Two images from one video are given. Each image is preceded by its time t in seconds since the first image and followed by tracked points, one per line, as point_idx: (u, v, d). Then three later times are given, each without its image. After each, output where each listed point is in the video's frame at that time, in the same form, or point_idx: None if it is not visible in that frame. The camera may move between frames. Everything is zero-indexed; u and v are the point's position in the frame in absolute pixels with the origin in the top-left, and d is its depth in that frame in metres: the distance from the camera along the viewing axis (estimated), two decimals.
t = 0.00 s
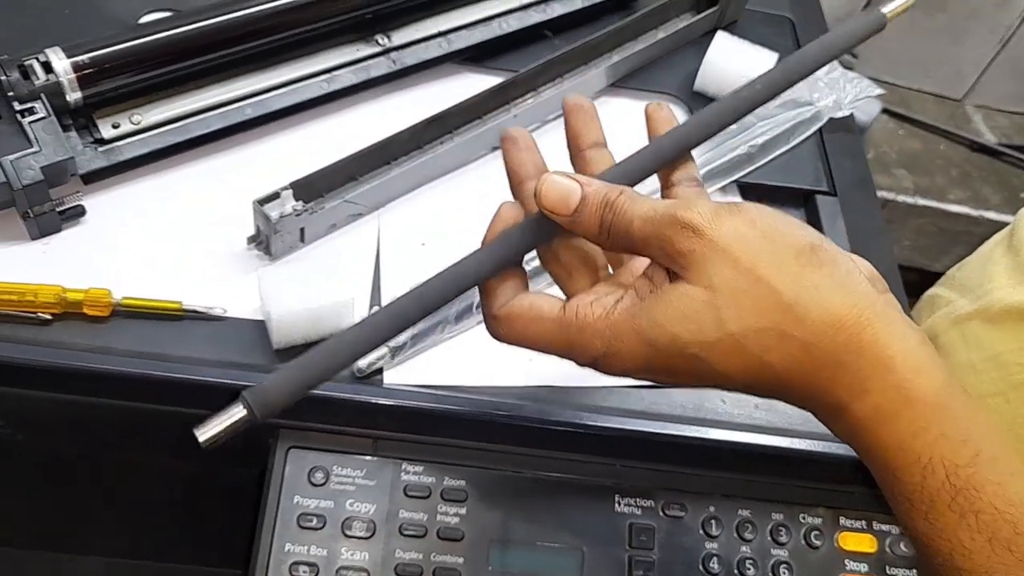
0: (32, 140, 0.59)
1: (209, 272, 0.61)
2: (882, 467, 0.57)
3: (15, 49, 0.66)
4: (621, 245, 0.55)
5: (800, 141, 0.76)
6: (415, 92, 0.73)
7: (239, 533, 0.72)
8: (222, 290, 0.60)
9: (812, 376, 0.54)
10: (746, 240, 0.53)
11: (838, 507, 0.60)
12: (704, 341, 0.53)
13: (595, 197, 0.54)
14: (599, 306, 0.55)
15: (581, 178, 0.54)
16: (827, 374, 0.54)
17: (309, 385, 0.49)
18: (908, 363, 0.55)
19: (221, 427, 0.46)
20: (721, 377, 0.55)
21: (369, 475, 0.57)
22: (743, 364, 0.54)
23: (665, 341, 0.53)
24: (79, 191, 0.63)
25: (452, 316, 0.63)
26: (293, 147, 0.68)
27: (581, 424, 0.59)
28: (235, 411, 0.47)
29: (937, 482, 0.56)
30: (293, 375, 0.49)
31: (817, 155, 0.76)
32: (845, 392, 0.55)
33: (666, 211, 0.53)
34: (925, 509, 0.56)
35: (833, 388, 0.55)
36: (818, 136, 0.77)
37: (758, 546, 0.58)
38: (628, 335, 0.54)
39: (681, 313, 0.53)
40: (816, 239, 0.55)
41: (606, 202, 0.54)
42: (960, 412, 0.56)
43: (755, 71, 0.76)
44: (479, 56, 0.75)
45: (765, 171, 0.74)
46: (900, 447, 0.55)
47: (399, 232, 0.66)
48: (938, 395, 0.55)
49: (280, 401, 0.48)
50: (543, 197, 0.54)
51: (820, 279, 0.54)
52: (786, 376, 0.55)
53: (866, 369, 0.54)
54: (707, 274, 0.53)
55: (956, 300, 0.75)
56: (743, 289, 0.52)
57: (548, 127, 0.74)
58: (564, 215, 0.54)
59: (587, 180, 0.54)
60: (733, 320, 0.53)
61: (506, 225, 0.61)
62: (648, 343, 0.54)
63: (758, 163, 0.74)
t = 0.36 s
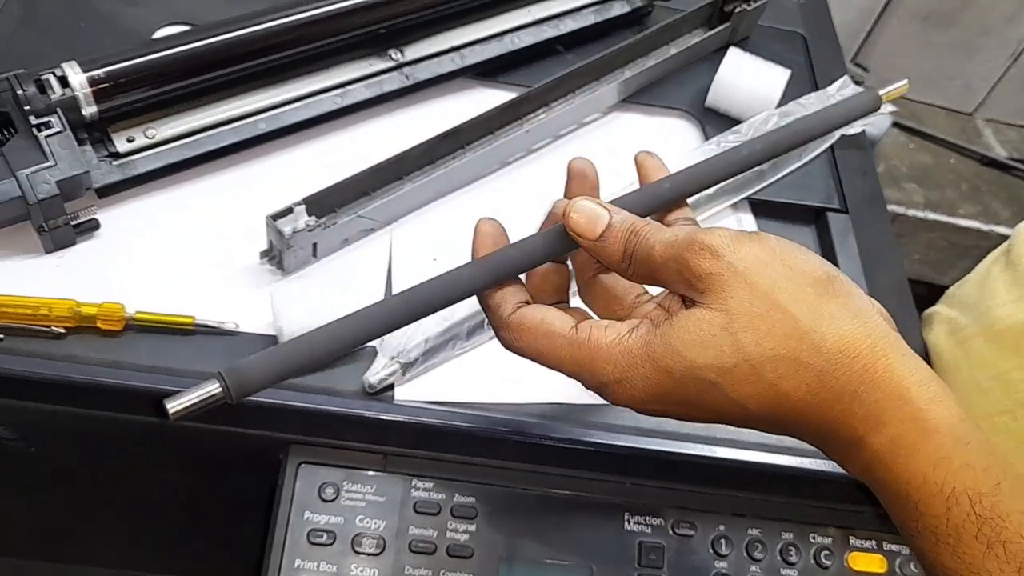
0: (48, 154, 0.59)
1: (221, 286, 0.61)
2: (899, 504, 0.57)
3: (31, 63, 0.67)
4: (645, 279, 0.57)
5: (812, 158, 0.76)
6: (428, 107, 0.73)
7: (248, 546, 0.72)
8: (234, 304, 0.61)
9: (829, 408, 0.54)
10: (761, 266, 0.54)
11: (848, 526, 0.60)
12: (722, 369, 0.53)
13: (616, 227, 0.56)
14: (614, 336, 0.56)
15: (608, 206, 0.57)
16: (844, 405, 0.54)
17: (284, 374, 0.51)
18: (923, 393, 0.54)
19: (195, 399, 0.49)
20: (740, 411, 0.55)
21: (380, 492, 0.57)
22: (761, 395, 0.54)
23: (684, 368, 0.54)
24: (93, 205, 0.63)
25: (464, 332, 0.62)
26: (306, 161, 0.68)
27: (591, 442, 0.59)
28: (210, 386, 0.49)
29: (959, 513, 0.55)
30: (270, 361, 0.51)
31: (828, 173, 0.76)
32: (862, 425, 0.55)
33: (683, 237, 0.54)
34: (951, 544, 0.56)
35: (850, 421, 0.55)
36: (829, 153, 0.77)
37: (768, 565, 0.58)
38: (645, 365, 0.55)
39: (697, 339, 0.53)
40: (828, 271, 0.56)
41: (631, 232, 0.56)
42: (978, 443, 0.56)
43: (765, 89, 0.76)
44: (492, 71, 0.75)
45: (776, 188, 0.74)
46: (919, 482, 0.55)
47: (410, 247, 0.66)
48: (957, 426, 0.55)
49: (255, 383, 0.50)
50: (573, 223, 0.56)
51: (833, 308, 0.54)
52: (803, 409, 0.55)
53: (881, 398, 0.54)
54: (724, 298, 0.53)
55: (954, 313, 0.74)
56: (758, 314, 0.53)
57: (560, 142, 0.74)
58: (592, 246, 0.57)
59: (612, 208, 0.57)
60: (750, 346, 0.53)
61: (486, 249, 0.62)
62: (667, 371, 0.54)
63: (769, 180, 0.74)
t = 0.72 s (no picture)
0: (65, 164, 0.60)
1: (235, 296, 0.61)
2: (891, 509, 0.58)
3: (49, 73, 0.67)
4: (647, 274, 0.57)
5: (823, 174, 0.76)
6: (441, 119, 0.74)
7: (257, 556, 0.72)
8: (249, 314, 0.61)
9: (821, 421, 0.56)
10: (755, 278, 0.55)
11: (858, 544, 0.60)
12: (719, 382, 0.54)
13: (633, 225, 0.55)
14: (616, 355, 0.57)
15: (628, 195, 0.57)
16: (835, 416, 0.56)
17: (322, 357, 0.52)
18: (910, 400, 0.56)
19: (234, 382, 0.49)
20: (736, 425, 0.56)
21: (391, 504, 0.57)
22: (757, 408, 0.55)
23: (681, 382, 0.54)
24: (109, 215, 0.63)
25: (477, 345, 0.63)
26: (320, 172, 0.69)
27: (601, 457, 0.59)
28: (247, 368, 0.49)
29: (951, 511, 0.57)
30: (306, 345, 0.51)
31: (840, 189, 0.76)
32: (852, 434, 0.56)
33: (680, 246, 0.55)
34: (944, 539, 0.56)
35: (840, 431, 0.56)
36: (840, 169, 0.77)
37: None
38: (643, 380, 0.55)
39: (692, 352, 0.54)
40: (817, 285, 0.57)
41: (643, 227, 0.55)
42: (965, 444, 0.57)
43: (778, 104, 0.77)
44: (505, 83, 0.76)
45: (787, 203, 0.74)
46: (908, 489, 0.56)
47: (423, 260, 0.66)
48: (943, 428, 0.56)
49: (289, 366, 0.51)
50: (593, 208, 0.55)
51: (822, 320, 0.56)
52: (797, 420, 0.56)
53: (871, 407, 0.56)
54: (718, 310, 0.55)
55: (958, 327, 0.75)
56: (753, 327, 0.54)
57: (571, 155, 0.75)
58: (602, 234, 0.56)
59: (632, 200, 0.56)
60: (744, 358, 0.54)
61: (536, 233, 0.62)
62: (664, 386, 0.55)
63: (781, 196, 0.74)
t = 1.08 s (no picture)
0: (75, 172, 0.60)
1: (244, 305, 0.61)
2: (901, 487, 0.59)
3: (60, 80, 0.67)
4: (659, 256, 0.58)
5: (833, 184, 0.76)
6: (450, 128, 0.74)
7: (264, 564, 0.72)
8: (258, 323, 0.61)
9: (837, 402, 0.56)
10: (775, 259, 0.56)
11: (868, 556, 0.60)
12: (741, 363, 0.55)
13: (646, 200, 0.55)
14: (630, 341, 0.57)
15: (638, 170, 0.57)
16: (852, 396, 0.56)
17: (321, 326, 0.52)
18: (921, 377, 0.57)
19: (230, 348, 0.49)
20: (755, 409, 0.56)
21: (399, 514, 0.57)
22: (778, 390, 0.55)
23: (703, 364, 0.55)
24: (118, 223, 0.63)
25: (485, 355, 0.62)
26: (329, 180, 0.69)
27: (609, 468, 0.59)
28: (244, 337, 0.50)
29: (958, 480, 0.57)
30: (305, 311, 0.51)
31: (850, 199, 0.76)
32: (869, 414, 0.57)
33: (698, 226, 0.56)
34: (952, 506, 0.57)
35: (858, 412, 0.57)
36: (850, 179, 0.77)
37: None
38: (663, 363, 0.56)
39: (710, 334, 0.55)
40: (827, 265, 0.58)
41: (654, 202, 0.55)
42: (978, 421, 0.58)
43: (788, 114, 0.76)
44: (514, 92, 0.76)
45: (796, 213, 0.74)
46: (928, 467, 0.57)
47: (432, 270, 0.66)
48: (950, 401, 0.58)
49: (289, 332, 0.51)
50: (604, 179, 0.56)
51: (839, 302, 0.57)
52: (814, 402, 0.56)
53: (888, 385, 0.57)
54: (735, 292, 0.55)
55: (965, 328, 0.87)
56: (771, 307, 0.55)
57: (580, 165, 0.75)
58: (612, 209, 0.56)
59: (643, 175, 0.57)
60: (762, 339, 0.55)
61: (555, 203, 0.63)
62: (685, 368, 0.55)
63: (790, 206, 0.74)
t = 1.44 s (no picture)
0: (80, 180, 0.60)
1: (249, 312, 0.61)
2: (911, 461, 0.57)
3: (64, 87, 0.67)
4: (667, 217, 0.54)
5: (838, 190, 0.76)
6: (455, 134, 0.73)
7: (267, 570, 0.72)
8: (263, 331, 0.61)
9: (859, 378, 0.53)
10: (793, 226, 0.53)
11: (874, 564, 0.60)
12: (755, 337, 0.51)
13: (649, 163, 0.53)
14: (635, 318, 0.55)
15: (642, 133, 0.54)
16: (873, 370, 0.53)
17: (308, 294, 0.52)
18: (943, 350, 0.54)
19: (213, 307, 0.50)
20: (769, 385, 0.53)
21: (403, 522, 0.57)
22: (795, 365, 0.52)
23: (715, 336, 0.52)
24: (123, 231, 0.64)
25: (490, 363, 0.62)
26: (333, 186, 0.69)
27: (614, 476, 0.59)
28: (231, 297, 0.51)
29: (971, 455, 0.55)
30: (293, 278, 0.51)
31: (854, 206, 0.76)
32: (891, 390, 0.53)
33: (710, 188, 0.52)
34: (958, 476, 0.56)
35: (878, 388, 0.53)
36: (855, 185, 0.77)
37: None
38: (672, 337, 0.53)
39: (721, 305, 0.52)
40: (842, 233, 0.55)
41: (660, 161, 0.53)
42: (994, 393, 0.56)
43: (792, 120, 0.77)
44: (519, 98, 0.76)
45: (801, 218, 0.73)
46: (943, 443, 0.55)
47: (436, 277, 0.66)
48: (971, 377, 0.55)
49: (275, 298, 0.51)
50: (603, 141, 0.53)
51: (860, 272, 0.53)
52: (832, 379, 0.53)
53: (911, 360, 0.53)
54: (752, 260, 0.52)
55: (971, 312, 0.92)
56: (790, 276, 0.51)
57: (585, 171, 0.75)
58: (618, 170, 0.53)
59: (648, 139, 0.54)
60: (780, 309, 0.51)
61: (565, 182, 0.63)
62: (695, 342, 0.52)
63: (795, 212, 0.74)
